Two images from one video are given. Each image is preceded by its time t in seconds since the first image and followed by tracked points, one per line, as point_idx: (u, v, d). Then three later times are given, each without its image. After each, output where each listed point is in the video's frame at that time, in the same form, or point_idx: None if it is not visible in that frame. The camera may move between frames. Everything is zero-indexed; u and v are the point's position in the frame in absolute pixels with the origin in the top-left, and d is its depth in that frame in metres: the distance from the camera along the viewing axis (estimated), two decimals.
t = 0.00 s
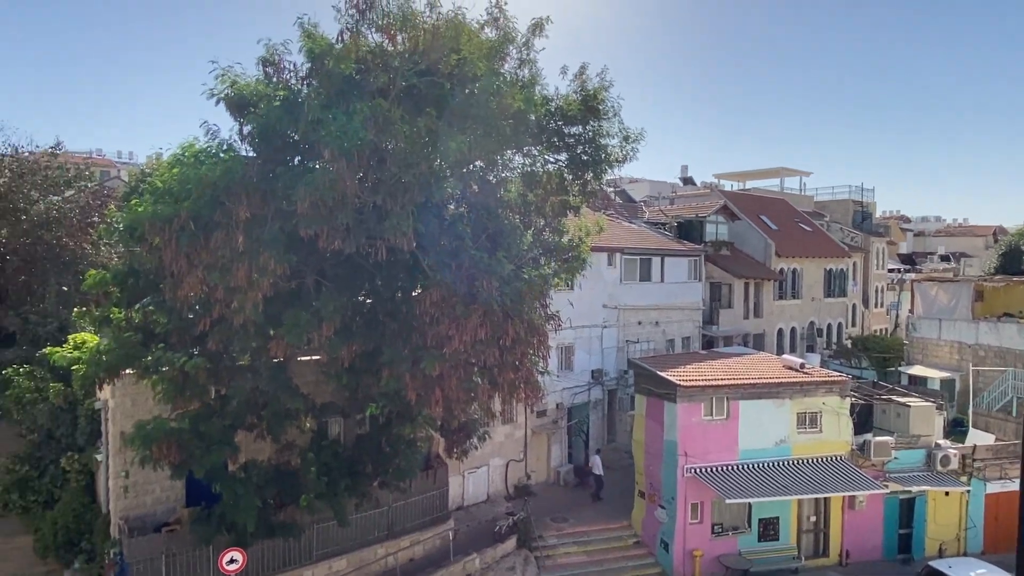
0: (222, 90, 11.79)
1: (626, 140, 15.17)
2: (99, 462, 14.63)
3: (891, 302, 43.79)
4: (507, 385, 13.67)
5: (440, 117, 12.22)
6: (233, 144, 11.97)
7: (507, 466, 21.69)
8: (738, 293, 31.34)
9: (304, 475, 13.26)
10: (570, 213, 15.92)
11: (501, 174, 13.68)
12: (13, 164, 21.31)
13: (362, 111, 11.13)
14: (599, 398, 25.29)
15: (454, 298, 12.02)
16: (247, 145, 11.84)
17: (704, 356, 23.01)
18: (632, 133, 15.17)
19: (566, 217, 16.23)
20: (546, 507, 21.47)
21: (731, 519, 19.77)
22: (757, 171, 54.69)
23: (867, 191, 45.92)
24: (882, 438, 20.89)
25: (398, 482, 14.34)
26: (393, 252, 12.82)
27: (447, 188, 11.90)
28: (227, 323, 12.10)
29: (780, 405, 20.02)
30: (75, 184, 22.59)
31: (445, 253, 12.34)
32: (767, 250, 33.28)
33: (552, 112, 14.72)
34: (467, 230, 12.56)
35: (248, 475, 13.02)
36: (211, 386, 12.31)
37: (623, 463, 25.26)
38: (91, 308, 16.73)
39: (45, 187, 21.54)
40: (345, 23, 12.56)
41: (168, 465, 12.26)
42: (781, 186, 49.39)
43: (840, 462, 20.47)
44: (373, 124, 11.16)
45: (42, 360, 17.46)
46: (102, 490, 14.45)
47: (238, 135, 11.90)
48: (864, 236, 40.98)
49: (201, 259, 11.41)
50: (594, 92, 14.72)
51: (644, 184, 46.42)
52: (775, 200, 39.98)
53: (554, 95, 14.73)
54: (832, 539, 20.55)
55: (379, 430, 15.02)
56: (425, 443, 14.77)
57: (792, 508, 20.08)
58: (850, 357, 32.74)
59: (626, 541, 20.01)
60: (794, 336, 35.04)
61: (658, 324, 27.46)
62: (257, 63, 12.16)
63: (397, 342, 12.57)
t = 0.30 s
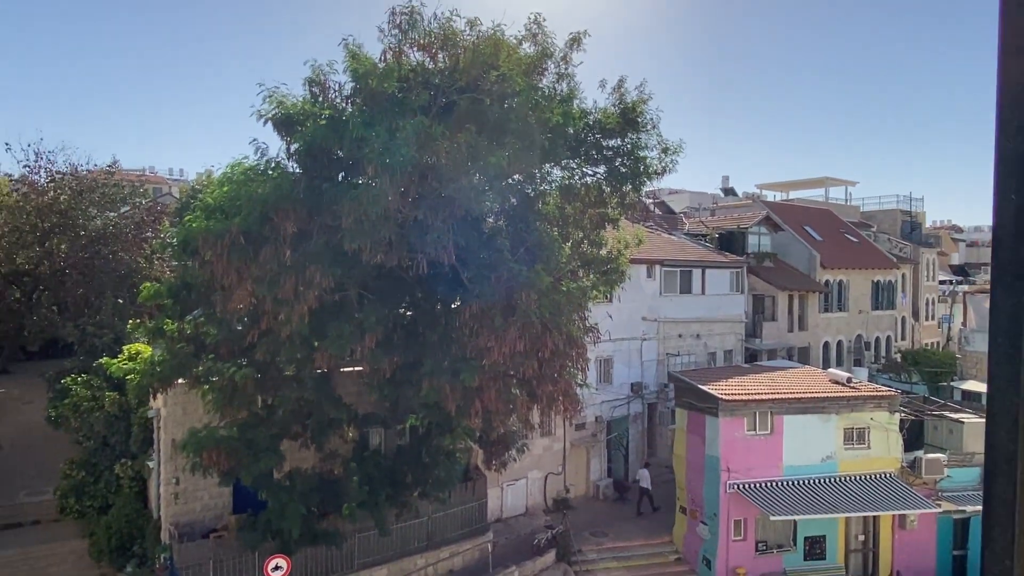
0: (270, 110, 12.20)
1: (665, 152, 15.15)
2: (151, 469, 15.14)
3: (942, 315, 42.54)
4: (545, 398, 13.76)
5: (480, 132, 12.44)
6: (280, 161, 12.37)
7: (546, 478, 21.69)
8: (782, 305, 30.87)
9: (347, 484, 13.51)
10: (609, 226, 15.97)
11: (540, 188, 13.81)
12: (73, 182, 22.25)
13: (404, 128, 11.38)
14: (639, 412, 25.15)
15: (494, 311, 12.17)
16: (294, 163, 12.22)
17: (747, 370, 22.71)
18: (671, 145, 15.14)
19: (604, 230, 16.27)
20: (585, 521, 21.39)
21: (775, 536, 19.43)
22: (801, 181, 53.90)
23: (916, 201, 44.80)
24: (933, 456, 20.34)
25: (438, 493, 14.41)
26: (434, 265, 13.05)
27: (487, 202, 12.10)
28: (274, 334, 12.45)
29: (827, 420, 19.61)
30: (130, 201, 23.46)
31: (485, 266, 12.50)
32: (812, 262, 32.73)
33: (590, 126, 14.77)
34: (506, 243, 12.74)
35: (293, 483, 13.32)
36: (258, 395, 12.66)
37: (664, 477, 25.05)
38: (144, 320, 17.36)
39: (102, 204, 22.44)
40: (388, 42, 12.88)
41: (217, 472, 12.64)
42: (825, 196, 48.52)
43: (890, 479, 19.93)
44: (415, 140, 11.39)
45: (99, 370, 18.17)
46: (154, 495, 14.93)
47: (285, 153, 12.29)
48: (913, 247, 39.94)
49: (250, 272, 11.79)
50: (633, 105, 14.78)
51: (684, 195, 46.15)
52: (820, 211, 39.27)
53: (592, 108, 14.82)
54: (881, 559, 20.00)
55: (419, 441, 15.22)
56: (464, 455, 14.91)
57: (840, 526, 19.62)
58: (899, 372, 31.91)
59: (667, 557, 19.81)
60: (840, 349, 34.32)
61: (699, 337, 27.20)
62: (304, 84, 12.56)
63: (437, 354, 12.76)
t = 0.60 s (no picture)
0: (304, 128, 12.52)
1: (694, 164, 15.13)
2: (187, 478, 15.47)
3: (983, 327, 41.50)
4: (574, 410, 13.79)
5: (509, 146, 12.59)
6: (314, 178, 12.65)
7: (576, 491, 21.62)
8: (816, 317, 30.44)
9: (377, 495, 13.64)
10: (638, 238, 15.98)
11: (568, 201, 13.89)
12: (115, 198, 22.95)
13: (435, 144, 11.54)
14: (670, 425, 24.97)
15: (523, 322, 12.26)
16: (327, 179, 12.50)
17: (780, 383, 22.43)
18: (700, 156, 15.11)
19: (633, 242, 16.28)
20: (615, 535, 21.26)
21: (810, 553, 19.09)
22: (833, 192, 53.28)
23: (954, 210, 43.90)
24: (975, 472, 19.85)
25: (468, 505, 14.48)
26: (463, 278, 13.19)
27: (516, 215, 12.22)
28: (307, 345, 12.68)
29: (863, 434, 19.26)
30: (169, 217, 24.11)
31: (514, 278, 12.61)
32: (846, 272, 32.24)
33: (618, 138, 14.82)
34: (535, 256, 12.84)
35: (325, 493, 13.51)
36: (292, 406, 12.89)
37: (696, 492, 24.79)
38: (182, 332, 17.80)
39: (142, 219, 23.13)
40: (418, 60, 13.13)
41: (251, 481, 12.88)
42: (859, 206, 47.79)
43: (929, 495, 19.48)
44: (445, 154, 11.42)
45: (138, 382, 18.64)
46: (191, 504, 15.24)
47: (319, 169, 12.58)
48: (952, 257, 39.10)
49: (284, 285, 12.05)
50: (661, 117, 14.75)
51: (714, 206, 45.89)
52: (854, 221, 38.69)
53: (620, 120, 14.84)
54: None
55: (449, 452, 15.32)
56: (493, 467, 14.96)
57: (878, 543, 19.17)
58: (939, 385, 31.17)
59: (698, 572, 19.59)
60: (877, 362, 33.70)
61: (731, 349, 26.94)
62: (337, 102, 12.86)
63: (467, 366, 12.87)
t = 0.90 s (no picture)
0: (328, 143, 12.73)
1: (714, 174, 15.10)
2: (213, 488, 15.67)
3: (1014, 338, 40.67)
4: (595, 422, 13.78)
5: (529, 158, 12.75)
6: (337, 192, 12.84)
7: (598, 504, 21.49)
8: (841, 328, 30.07)
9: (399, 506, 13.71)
10: (658, 249, 15.96)
11: (588, 212, 13.92)
12: (144, 213, 23.38)
13: (456, 158, 11.76)
14: (692, 437, 24.78)
15: (544, 334, 12.31)
16: (350, 193, 12.68)
17: (805, 395, 22.17)
18: (720, 167, 15.08)
19: (653, 253, 16.27)
20: (638, 549, 21.09)
21: (837, 568, 18.79)
22: (858, 202, 52.75)
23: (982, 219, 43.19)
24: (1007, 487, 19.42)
25: (490, 517, 14.50)
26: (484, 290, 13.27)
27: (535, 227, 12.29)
28: (330, 357, 12.83)
29: (890, 448, 18.92)
30: (196, 231, 24.30)
31: (534, 290, 12.67)
32: (872, 282, 31.84)
33: (638, 149, 14.84)
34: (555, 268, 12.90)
35: (347, 504, 13.61)
36: (315, 418, 13.03)
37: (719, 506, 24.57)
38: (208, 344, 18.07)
39: (170, 233, 23.45)
40: (439, 75, 13.30)
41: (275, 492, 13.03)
42: (885, 216, 47.19)
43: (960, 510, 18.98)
44: (466, 168, 11.74)
45: (165, 393, 18.92)
46: (215, 514, 15.42)
47: (342, 183, 12.77)
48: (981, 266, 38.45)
49: (307, 298, 12.22)
50: (680, 128, 14.77)
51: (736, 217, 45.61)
52: (880, 230, 38.21)
53: (640, 132, 14.87)
54: None
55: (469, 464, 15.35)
56: (514, 479, 14.98)
57: (908, 560, 18.73)
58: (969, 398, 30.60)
59: None
60: (904, 374, 33.17)
61: (754, 361, 26.67)
62: (359, 117, 13.06)
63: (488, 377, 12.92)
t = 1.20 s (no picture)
0: (346, 155, 12.89)
1: (731, 182, 15.04)
2: (234, 497, 15.80)
3: None
4: (613, 432, 13.74)
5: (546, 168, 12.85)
6: (355, 203, 12.97)
7: (617, 516, 21.35)
8: (863, 337, 29.73)
9: (417, 517, 13.74)
10: (676, 258, 15.91)
11: (605, 222, 13.91)
12: (166, 226, 23.75)
13: (473, 169, 11.90)
14: (712, 448, 24.57)
15: (561, 343, 12.32)
16: (368, 204, 12.81)
17: (827, 404, 21.91)
18: (737, 175, 15.02)
19: (671, 262, 16.22)
20: (658, 561, 20.90)
21: None
22: (879, 208, 52.22)
23: (1007, 225, 42.60)
24: None
25: (508, 528, 14.46)
26: (501, 300, 13.29)
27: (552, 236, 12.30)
28: (349, 368, 12.93)
29: (915, 459, 18.56)
30: (217, 243, 24.59)
31: (551, 300, 12.70)
32: (894, 290, 31.46)
33: (654, 158, 14.81)
34: (572, 277, 12.92)
35: (366, 514, 13.68)
36: (334, 428, 13.11)
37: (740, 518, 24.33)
38: (230, 354, 18.30)
39: (192, 246, 23.77)
40: (456, 87, 13.41)
41: (295, 502, 13.12)
42: (907, 222, 46.67)
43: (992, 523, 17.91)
44: (483, 180, 11.92)
45: (188, 404, 19.14)
46: (237, 524, 15.55)
47: (360, 195, 12.90)
48: (1006, 274, 37.88)
49: (327, 309, 12.33)
50: (697, 136, 14.72)
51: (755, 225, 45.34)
52: (902, 238, 37.78)
53: (656, 141, 14.84)
54: None
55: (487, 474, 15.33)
56: (532, 490, 14.96)
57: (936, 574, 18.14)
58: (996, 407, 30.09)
59: None
60: (929, 384, 32.68)
61: (775, 370, 26.43)
62: (377, 129, 13.19)
63: (505, 387, 12.94)
